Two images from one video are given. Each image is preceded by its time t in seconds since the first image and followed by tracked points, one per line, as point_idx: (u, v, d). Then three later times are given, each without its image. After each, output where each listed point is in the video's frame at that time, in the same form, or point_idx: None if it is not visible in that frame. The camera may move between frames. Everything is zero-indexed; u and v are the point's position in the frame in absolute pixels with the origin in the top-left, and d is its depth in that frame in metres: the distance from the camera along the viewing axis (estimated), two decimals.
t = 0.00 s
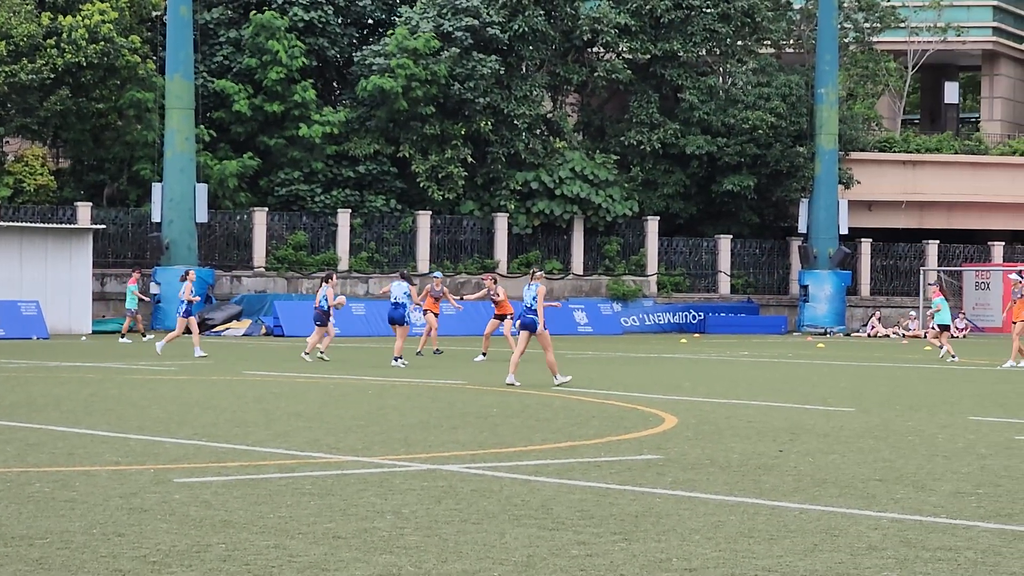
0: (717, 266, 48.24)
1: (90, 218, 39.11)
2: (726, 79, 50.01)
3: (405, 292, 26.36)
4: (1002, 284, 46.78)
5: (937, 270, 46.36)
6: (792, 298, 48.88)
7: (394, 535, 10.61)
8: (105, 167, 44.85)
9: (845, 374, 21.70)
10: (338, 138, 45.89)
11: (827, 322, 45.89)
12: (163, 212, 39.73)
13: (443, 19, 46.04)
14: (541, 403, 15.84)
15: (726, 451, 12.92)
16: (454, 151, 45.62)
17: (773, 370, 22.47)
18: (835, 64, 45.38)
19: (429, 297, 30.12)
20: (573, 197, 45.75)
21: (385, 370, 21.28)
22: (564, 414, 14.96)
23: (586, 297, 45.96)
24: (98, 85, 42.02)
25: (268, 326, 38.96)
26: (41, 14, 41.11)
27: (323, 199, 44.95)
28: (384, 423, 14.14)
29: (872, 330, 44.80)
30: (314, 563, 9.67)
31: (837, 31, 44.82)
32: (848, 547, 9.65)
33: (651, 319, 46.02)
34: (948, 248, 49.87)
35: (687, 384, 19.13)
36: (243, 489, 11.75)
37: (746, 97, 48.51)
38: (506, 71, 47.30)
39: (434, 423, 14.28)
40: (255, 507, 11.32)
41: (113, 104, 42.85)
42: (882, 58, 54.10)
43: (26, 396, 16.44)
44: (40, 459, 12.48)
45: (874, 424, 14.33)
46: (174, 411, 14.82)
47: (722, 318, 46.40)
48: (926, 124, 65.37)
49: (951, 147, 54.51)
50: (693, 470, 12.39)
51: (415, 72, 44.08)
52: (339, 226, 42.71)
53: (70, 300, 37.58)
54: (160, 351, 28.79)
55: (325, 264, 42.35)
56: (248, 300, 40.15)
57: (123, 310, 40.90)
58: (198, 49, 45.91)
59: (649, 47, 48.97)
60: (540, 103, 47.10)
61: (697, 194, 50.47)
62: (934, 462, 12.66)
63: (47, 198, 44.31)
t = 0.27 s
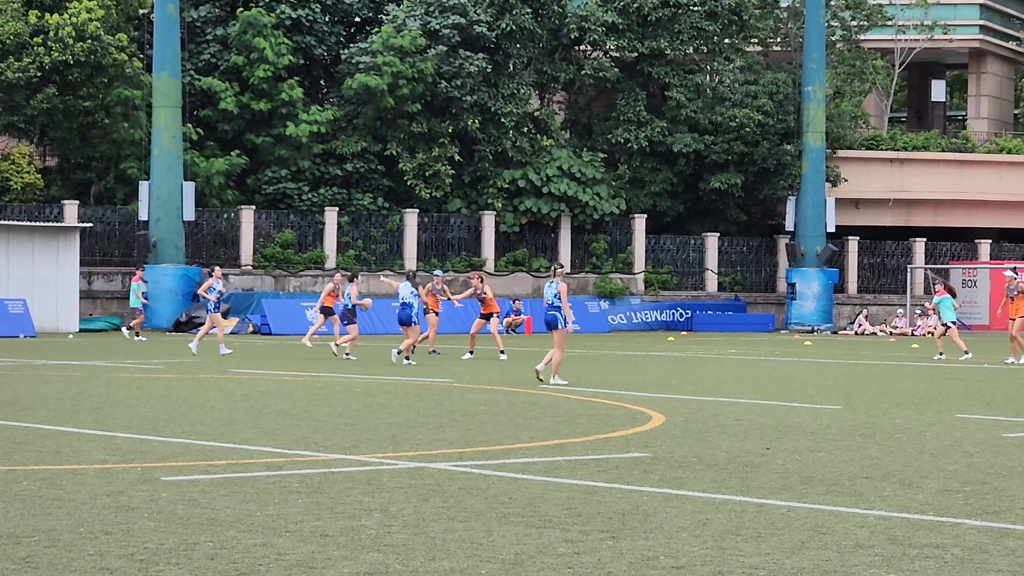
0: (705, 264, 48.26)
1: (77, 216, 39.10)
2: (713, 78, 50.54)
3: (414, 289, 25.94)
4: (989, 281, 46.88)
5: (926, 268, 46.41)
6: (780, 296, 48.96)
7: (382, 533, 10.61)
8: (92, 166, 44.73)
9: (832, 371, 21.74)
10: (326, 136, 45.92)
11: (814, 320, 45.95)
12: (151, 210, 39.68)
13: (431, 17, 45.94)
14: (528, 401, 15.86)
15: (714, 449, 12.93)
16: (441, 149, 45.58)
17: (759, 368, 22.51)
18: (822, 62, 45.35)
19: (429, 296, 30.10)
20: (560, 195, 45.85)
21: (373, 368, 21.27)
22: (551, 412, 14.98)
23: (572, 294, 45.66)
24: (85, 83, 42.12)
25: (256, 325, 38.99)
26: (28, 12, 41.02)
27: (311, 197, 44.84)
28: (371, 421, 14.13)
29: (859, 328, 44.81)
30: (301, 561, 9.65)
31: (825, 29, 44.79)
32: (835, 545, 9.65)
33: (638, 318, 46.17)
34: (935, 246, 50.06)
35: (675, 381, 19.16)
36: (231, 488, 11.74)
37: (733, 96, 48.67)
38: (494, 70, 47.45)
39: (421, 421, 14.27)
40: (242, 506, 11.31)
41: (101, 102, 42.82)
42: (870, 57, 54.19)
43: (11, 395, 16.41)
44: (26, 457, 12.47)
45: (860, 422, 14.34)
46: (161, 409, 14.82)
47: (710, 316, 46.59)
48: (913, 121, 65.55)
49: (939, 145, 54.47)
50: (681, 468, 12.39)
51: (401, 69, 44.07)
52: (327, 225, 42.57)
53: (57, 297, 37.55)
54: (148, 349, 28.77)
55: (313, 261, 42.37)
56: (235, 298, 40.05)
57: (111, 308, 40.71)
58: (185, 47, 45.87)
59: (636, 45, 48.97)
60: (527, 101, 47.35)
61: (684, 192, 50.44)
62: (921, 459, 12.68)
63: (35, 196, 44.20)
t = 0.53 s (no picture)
0: (696, 262, 48.21)
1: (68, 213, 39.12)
2: (705, 74, 50.51)
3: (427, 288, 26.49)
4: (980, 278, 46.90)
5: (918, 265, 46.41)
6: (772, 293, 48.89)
7: (373, 530, 10.61)
8: (83, 163, 44.62)
9: (824, 369, 21.77)
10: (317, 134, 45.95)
11: (805, 317, 46.02)
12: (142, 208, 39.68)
13: (422, 13, 45.80)
14: (519, 398, 15.87)
15: (705, 446, 12.93)
16: (432, 146, 45.52)
17: (752, 365, 22.50)
18: (814, 58, 45.34)
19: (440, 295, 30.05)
20: (551, 192, 45.90)
21: (365, 366, 21.27)
22: (543, 409, 14.99)
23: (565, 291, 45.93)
24: (76, 80, 42.10)
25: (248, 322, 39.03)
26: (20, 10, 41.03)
27: (302, 194, 44.82)
28: (362, 419, 14.12)
29: (850, 326, 44.84)
30: (292, 558, 9.65)
31: (816, 25, 44.77)
32: (826, 542, 9.65)
33: (629, 315, 45.58)
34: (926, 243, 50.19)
35: (666, 378, 19.16)
36: (222, 485, 11.74)
37: (724, 93, 48.64)
38: (485, 66, 47.11)
39: (412, 418, 14.27)
40: (233, 503, 11.31)
41: (93, 99, 42.76)
42: (861, 54, 54.30)
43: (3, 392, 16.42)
44: (16, 454, 12.46)
45: (852, 419, 14.35)
46: (153, 407, 14.82)
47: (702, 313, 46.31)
48: (905, 119, 65.66)
49: (930, 142, 54.46)
50: (672, 465, 12.40)
51: (391, 66, 44.01)
52: (318, 222, 42.55)
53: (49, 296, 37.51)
54: (140, 346, 28.76)
55: (304, 258, 42.33)
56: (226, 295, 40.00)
57: (103, 306, 40.69)
58: (176, 45, 45.83)
59: (627, 42, 48.90)
60: (519, 98, 47.18)
61: (676, 189, 50.38)
62: (912, 456, 12.68)
63: (26, 193, 44.12)
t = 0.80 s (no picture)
0: (691, 257, 48.28)
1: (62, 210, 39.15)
2: (699, 71, 49.86)
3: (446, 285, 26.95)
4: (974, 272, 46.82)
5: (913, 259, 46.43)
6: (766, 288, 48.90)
7: (369, 526, 10.62)
8: (78, 159, 44.55)
9: (819, 364, 21.78)
10: (312, 130, 45.91)
11: (800, 313, 46.06)
12: (136, 203, 39.69)
13: (416, 9, 45.72)
14: (515, 394, 15.87)
15: (700, 442, 12.93)
16: (427, 142, 45.53)
17: (746, 361, 22.50)
18: (808, 53, 45.29)
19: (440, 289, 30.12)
20: (546, 188, 45.78)
21: (359, 362, 21.26)
22: (538, 405, 15.00)
23: (559, 288, 45.96)
24: (70, 76, 41.94)
25: (242, 318, 39.08)
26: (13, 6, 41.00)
27: (297, 190, 44.96)
28: (357, 415, 14.11)
29: (844, 321, 44.87)
30: (287, 554, 9.65)
31: (811, 21, 44.75)
32: (821, 538, 9.65)
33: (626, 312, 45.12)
34: (921, 238, 50.14)
35: (661, 374, 19.17)
36: (217, 481, 11.75)
37: (718, 88, 48.45)
38: (479, 62, 47.26)
39: (407, 414, 14.26)
40: (228, 499, 11.31)
41: (87, 95, 42.70)
42: (856, 49, 54.34)
43: None
44: (11, 451, 12.46)
45: (846, 414, 14.36)
46: (147, 404, 14.82)
47: (696, 309, 46.33)
48: (898, 114, 65.69)
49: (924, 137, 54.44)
50: (667, 461, 12.41)
51: (384, 62, 44.02)
52: (313, 219, 42.48)
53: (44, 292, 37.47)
54: (134, 343, 28.73)
55: (299, 254, 42.33)
56: (222, 291, 39.93)
57: (98, 302, 40.74)
58: (171, 41, 45.77)
59: (622, 39, 48.89)
60: (513, 94, 47.23)
61: (670, 184, 50.39)
62: (907, 451, 12.69)
63: (20, 189, 44.06)
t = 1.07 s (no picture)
0: (690, 252, 48.22)
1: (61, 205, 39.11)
2: (698, 65, 50.32)
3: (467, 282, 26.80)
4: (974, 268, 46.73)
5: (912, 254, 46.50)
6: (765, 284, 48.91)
7: (368, 521, 10.62)
8: (77, 155, 44.53)
9: (818, 359, 21.79)
10: (311, 125, 45.83)
11: (799, 307, 45.95)
12: (135, 199, 39.67)
13: (415, 4, 45.76)
14: (514, 389, 15.88)
15: (699, 437, 12.94)
16: (426, 138, 45.56)
17: (745, 355, 22.52)
18: (807, 49, 45.29)
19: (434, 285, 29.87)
20: (545, 183, 45.83)
21: (358, 357, 21.29)
22: (537, 400, 15.01)
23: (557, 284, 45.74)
24: (68, 72, 42.10)
25: (241, 313, 39.10)
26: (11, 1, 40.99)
27: (296, 185, 44.86)
28: (356, 410, 14.12)
29: (844, 316, 44.80)
30: (286, 550, 9.66)
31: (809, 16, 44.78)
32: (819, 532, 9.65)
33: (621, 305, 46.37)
34: (920, 233, 49.94)
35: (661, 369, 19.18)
36: (216, 476, 11.76)
37: (718, 84, 48.57)
38: (478, 57, 47.23)
39: (406, 409, 14.27)
40: (228, 494, 11.32)
41: (85, 91, 42.69)
42: (855, 44, 54.29)
43: None
44: (10, 446, 12.47)
45: (845, 409, 14.37)
46: (147, 399, 14.82)
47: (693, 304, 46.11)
48: (898, 110, 65.69)
49: (923, 132, 54.41)
50: (666, 455, 12.41)
51: (383, 57, 43.99)
52: (312, 214, 42.43)
53: (44, 287, 37.47)
54: (134, 338, 28.76)
55: (297, 250, 42.29)
56: (221, 287, 39.90)
57: (97, 297, 40.77)
58: (170, 36, 45.74)
59: (620, 34, 48.87)
60: (512, 89, 47.20)
61: (669, 179, 50.41)
62: (905, 446, 12.69)
63: (19, 185, 44.05)
